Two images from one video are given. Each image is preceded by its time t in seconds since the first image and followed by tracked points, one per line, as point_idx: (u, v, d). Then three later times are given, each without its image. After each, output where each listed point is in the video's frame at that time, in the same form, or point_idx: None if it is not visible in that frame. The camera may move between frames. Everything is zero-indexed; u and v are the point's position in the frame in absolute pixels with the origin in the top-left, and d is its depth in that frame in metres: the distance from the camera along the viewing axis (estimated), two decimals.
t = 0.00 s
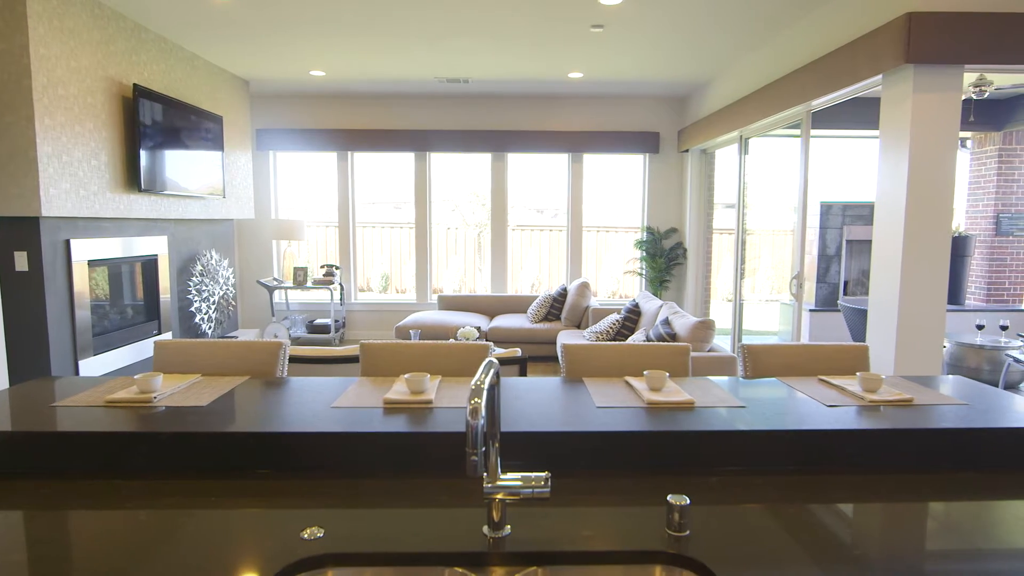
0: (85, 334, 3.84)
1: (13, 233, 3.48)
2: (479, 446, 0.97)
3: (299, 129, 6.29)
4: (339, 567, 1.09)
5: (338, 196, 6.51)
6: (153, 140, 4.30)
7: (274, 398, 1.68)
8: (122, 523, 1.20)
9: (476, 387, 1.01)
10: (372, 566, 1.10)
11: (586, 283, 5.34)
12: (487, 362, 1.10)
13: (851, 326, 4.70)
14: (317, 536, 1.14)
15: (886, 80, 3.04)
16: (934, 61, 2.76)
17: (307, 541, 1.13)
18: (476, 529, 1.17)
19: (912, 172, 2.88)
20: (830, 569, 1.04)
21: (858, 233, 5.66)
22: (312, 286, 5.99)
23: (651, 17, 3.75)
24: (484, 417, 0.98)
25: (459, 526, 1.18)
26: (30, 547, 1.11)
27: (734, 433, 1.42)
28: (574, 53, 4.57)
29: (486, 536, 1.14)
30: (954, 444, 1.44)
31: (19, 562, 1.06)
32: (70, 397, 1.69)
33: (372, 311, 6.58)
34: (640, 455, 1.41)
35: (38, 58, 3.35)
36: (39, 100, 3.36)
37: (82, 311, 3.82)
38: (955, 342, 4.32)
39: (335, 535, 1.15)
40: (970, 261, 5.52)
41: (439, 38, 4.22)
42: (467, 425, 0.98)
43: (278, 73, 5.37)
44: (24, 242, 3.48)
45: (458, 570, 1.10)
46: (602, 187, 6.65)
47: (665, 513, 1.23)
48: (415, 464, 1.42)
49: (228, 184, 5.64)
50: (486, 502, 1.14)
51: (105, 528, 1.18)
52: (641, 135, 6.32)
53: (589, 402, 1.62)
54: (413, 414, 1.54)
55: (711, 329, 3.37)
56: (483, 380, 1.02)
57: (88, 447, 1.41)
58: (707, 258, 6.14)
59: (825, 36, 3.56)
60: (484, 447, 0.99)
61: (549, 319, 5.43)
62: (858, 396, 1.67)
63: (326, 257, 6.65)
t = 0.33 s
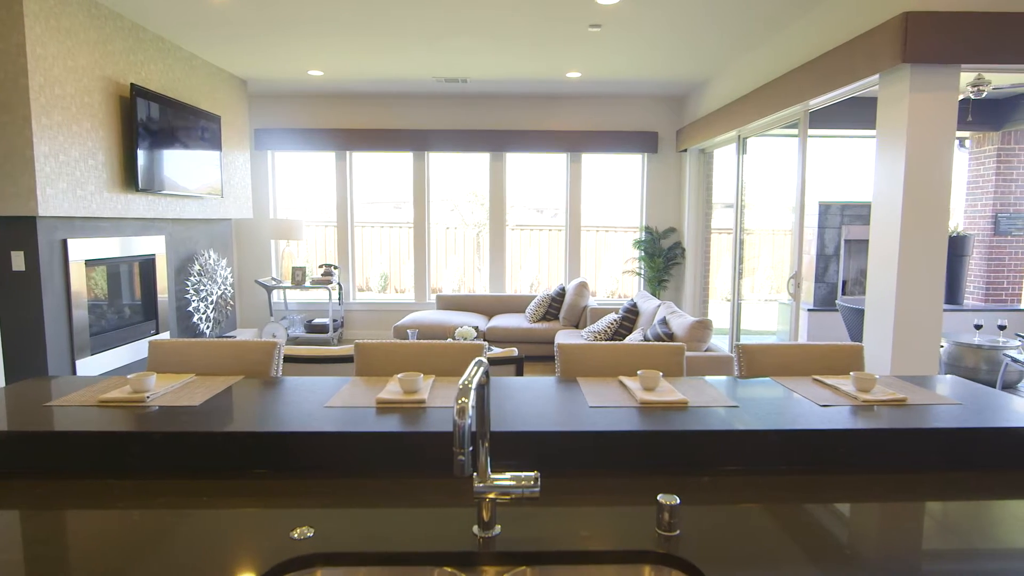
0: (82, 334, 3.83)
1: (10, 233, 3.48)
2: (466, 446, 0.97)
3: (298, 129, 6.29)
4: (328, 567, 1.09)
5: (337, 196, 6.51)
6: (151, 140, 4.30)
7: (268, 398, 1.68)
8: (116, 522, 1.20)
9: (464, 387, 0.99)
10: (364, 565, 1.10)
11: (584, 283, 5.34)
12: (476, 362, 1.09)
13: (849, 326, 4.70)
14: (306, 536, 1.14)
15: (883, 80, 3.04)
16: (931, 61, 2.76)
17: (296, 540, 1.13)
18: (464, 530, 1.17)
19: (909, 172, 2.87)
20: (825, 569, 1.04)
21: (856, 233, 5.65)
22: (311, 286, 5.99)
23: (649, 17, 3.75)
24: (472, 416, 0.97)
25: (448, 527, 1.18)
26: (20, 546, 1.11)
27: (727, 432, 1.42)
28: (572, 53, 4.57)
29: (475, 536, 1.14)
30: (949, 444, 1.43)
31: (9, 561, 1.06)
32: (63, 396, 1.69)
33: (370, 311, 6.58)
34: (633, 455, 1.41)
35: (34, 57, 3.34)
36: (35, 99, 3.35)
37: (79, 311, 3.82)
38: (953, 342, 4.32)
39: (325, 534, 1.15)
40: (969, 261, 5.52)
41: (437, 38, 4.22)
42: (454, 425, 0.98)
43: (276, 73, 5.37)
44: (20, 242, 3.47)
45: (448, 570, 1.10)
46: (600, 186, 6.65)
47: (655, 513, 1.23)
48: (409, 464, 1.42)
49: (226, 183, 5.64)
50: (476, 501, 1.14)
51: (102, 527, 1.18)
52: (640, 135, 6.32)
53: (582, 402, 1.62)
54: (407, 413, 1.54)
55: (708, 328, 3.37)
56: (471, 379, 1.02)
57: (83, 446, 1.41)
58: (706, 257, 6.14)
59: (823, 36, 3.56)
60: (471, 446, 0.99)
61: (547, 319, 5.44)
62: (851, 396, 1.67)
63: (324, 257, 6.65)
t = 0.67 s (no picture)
0: (79, 334, 3.83)
1: (7, 232, 3.48)
2: (453, 445, 0.97)
3: (297, 128, 6.29)
4: (317, 566, 1.09)
5: (336, 196, 6.51)
6: (149, 140, 4.30)
7: (262, 397, 1.69)
8: (110, 521, 1.20)
9: (451, 386, 0.99)
10: (357, 564, 1.10)
11: (582, 282, 5.34)
12: (465, 361, 1.09)
13: (848, 325, 4.70)
14: (296, 536, 1.14)
15: (880, 79, 3.04)
16: (927, 60, 2.76)
17: (286, 540, 1.13)
18: (455, 529, 1.17)
19: (905, 171, 2.87)
20: (820, 569, 1.04)
21: (855, 233, 5.65)
22: (309, 285, 5.99)
23: (646, 17, 3.75)
24: (459, 415, 0.97)
25: (439, 527, 1.18)
26: (9, 546, 1.11)
27: (720, 431, 1.42)
28: (570, 53, 4.57)
29: (465, 535, 1.14)
30: (944, 443, 1.43)
31: None
32: (56, 395, 1.69)
33: (369, 311, 6.58)
34: (624, 454, 1.41)
35: (31, 56, 3.34)
36: (32, 99, 3.35)
37: (76, 311, 3.81)
38: (951, 342, 4.32)
39: (315, 534, 1.15)
40: (967, 260, 5.52)
41: (434, 37, 4.21)
42: (441, 424, 0.97)
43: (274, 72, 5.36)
44: (17, 241, 3.47)
45: (437, 569, 1.10)
46: (599, 186, 6.65)
47: (644, 512, 1.23)
48: (401, 464, 1.42)
49: (224, 183, 5.63)
50: (465, 501, 1.14)
51: (96, 527, 1.18)
52: (639, 135, 6.32)
53: (575, 401, 1.62)
54: (401, 412, 1.54)
55: (706, 327, 3.37)
56: (458, 378, 1.01)
57: (81, 446, 1.41)
58: (704, 257, 6.14)
59: (820, 35, 3.56)
60: (458, 446, 0.98)
61: (545, 319, 5.43)
62: (845, 395, 1.67)
63: (323, 256, 6.65)
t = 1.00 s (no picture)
0: (76, 334, 3.83)
1: (3, 232, 3.48)
2: (437, 444, 0.97)
3: (295, 128, 6.29)
4: (303, 566, 1.09)
5: (334, 195, 6.51)
6: (146, 140, 4.30)
7: (254, 396, 1.69)
8: (108, 520, 1.21)
9: (435, 385, 0.99)
10: (347, 564, 1.10)
11: (580, 282, 5.35)
12: (451, 361, 1.09)
13: (846, 325, 4.70)
14: (284, 535, 1.14)
15: (876, 78, 3.03)
16: (923, 60, 2.76)
17: (273, 540, 1.13)
18: (443, 529, 1.17)
19: (901, 171, 2.87)
20: (818, 569, 1.04)
21: (853, 232, 5.66)
22: (308, 284, 5.99)
23: (643, 17, 3.75)
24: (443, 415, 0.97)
25: (426, 526, 1.18)
26: None
27: (711, 430, 1.42)
28: (567, 53, 4.56)
29: (453, 535, 1.14)
30: (938, 443, 1.43)
31: None
32: (48, 395, 1.69)
33: (367, 310, 6.58)
34: (615, 454, 1.41)
35: (27, 56, 3.34)
36: (28, 99, 3.35)
37: (72, 310, 3.81)
38: (948, 342, 4.32)
39: (302, 534, 1.15)
40: (965, 260, 5.52)
41: (431, 37, 4.21)
42: (426, 424, 0.97)
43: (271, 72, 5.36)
44: (13, 241, 3.47)
45: (423, 569, 1.09)
46: (598, 186, 6.65)
47: (632, 511, 1.23)
48: (392, 464, 1.42)
49: (222, 182, 5.63)
50: (453, 500, 1.14)
51: (95, 526, 1.18)
52: (637, 134, 6.32)
53: (567, 401, 1.62)
54: (392, 411, 1.54)
55: (702, 327, 3.37)
56: (443, 377, 1.01)
57: (79, 446, 1.42)
58: (702, 256, 6.13)
59: (816, 35, 3.56)
60: (442, 445, 0.98)
61: (543, 318, 5.43)
62: (837, 395, 1.67)
63: (321, 256, 6.65)
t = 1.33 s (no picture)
0: (71, 333, 3.83)
1: None
2: (417, 444, 0.96)
3: (293, 127, 6.29)
4: (286, 566, 1.09)
5: (331, 195, 6.51)
6: (142, 139, 4.30)
7: (245, 395, 1.69)
8: (101, 519, 1.21)
9: (416, 385, 0.99)
10: (336, 565, 1.10)
11: (577, 281, 5.36)
12: (436, 361, 1.08)
13: (843, 324, 4.70)
14: (269, 534, 1.15)
15: (871, 77, 3.03)
16: (917, 60, 2.76)
17: (257, 538, 1.13)
18: (428, 528, 1.17)
19: (895, 171, 2.87)
20: (812, 569, 1.03)
21: (851, 232, 5.66)
22: (305, 284, 6.00)
23: (639, 16, 3.75)
24: (424, 415, 0.96)
25: (412, 525, 1.18)
26: None
27: (703, 432, 1.41)
28: (564, 52, 4.57)
29: (438, 534, 1.14)
30: (930, 442, 1.43)
31: None
32: (38, 394, 1.69)
33: (365, 310, 6.58)
34: (603, 454, 1.41)
35: (22, 55, 3.34)
36: (23, 98, 3.35)
37: (68, 310, 3.81)
38: (945, 341, 4.32)
39: (286, 533, 1.15)
40: (963, 259, 5.53)
41: (427, 36, 4.21)
42: (407, 423, 0.97)
43: (268, 71, 5.36)
44: (9, 240, 3.47)
45: (408, 568, 1.09)
46: (595, 185, 6.65)
47: (618, 511, 1.23)
48: (381, 463, 1.42)
49: (219, 182, 5.63)
50: (438, 500, 1.14)
51: (88, 526, 1.18)
52: (635, 134, 6.31)
53: (557, 400, 1.62)
54: (381, 411, 1.54)
55: (698, 327, 3.37)
56: (425, 377, 1.01)
57: (74, 445, 1.41)
58: (700, 256, 6.13)
59: (812, 34, 3.55)
60: (423, 445, 0.98)
61: (540, 318, 5.44)
62: (827, 394, 1.68)
63: (319, 255, 6.65)
